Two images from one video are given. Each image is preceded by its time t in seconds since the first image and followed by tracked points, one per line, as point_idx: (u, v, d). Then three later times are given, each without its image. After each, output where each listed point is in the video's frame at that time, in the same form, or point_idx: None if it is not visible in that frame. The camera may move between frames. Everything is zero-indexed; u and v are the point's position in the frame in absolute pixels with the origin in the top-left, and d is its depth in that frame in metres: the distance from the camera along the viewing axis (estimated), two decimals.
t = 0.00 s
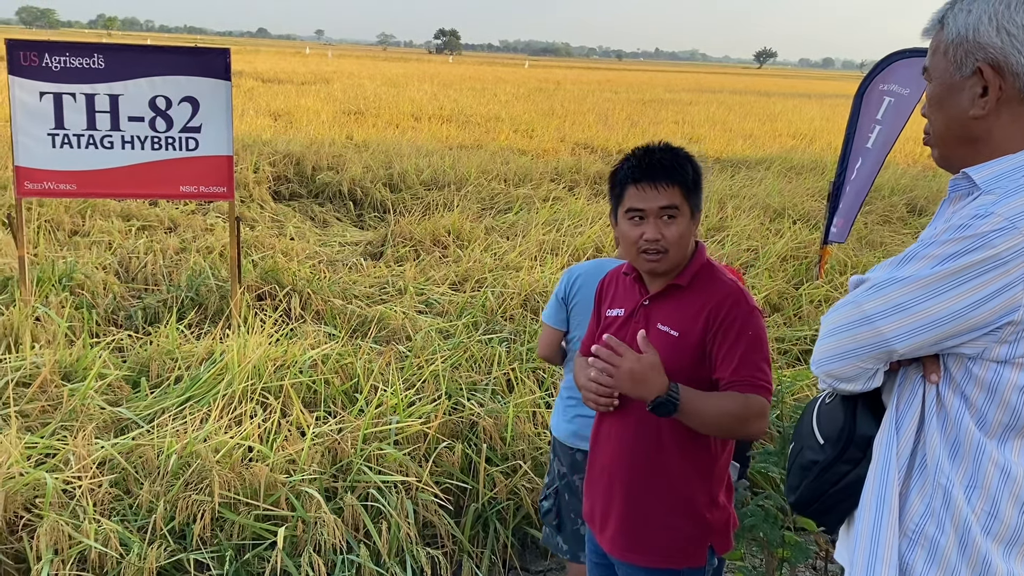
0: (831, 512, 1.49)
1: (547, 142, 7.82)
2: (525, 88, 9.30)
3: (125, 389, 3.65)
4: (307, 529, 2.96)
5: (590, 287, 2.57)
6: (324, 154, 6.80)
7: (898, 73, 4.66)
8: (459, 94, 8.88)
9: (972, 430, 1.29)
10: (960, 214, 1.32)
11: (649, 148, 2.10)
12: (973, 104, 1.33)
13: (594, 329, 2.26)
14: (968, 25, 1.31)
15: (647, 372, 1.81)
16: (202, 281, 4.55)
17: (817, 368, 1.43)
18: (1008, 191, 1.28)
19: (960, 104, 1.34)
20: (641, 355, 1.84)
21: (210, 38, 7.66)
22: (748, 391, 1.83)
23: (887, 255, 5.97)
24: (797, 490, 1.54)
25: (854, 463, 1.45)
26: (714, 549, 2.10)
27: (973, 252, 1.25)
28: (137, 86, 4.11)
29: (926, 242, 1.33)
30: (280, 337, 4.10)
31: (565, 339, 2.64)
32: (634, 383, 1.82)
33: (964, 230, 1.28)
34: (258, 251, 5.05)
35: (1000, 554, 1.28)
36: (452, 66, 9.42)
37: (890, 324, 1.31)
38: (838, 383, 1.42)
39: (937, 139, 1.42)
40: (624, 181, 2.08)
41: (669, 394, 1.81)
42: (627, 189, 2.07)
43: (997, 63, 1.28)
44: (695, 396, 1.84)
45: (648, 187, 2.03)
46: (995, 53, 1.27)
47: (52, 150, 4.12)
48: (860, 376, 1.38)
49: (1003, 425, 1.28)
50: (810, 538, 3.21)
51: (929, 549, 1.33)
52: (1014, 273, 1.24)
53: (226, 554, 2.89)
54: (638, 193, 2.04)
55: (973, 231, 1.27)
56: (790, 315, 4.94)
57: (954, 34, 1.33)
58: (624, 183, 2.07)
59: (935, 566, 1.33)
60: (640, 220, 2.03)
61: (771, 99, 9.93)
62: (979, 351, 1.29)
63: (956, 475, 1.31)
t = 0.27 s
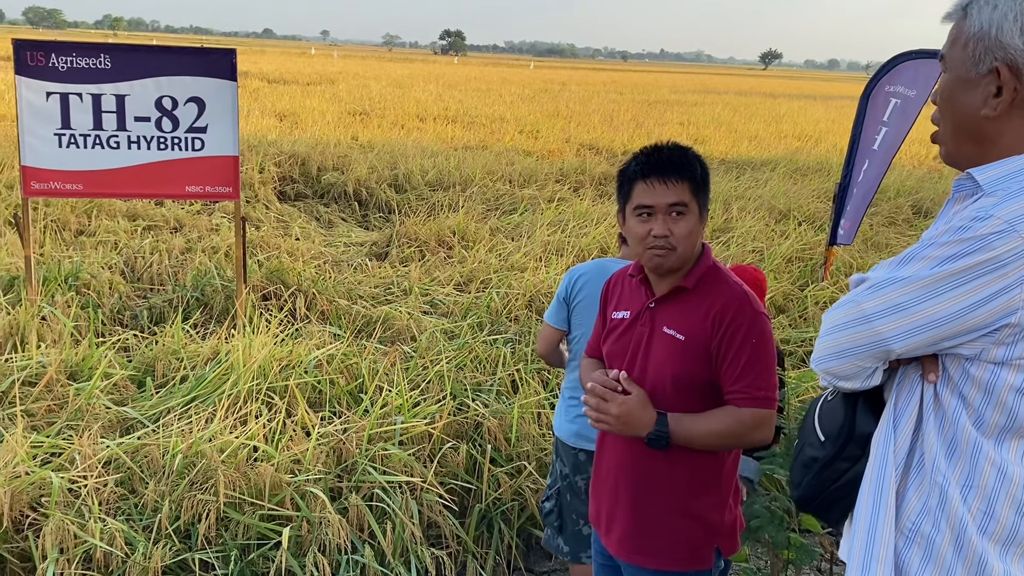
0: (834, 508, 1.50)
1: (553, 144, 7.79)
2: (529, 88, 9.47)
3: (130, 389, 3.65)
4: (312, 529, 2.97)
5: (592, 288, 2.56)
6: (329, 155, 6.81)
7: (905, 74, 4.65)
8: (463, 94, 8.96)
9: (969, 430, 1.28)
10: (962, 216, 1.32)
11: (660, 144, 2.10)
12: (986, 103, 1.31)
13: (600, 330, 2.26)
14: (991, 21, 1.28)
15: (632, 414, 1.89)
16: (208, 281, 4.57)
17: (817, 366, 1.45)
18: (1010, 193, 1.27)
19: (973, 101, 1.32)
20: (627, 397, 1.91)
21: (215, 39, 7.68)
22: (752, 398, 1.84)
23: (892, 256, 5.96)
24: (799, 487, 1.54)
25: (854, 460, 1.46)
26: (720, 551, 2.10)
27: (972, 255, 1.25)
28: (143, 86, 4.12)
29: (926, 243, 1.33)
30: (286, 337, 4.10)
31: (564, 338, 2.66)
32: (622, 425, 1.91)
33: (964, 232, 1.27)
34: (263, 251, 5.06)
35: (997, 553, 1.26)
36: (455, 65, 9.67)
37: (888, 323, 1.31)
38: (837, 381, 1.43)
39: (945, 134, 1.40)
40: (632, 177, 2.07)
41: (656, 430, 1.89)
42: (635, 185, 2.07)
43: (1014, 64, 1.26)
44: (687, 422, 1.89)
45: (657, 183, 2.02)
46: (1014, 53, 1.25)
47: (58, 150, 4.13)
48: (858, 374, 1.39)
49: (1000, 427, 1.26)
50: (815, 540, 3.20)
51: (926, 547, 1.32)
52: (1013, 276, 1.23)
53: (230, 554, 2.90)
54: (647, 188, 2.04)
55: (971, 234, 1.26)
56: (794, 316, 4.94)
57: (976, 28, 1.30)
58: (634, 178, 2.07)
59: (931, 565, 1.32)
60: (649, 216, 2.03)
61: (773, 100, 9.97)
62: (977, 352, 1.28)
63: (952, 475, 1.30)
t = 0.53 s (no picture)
0: (814, 495, 1.53)
1: (556, 144, 7.82)
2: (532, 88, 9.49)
3: (134, 388, 3.66)
4: (316, 529, 2.97)
5: (600, 287, 2.57)
6: (332, 155, 6.82)
7: (909, 75, 4.66)
8: (466, 95, 8.92)
9: (944, 433, 1.28)
10: (959, 223, 1.28)
11: (674, 137, 2.11)
12: (1005, 111, 1.27)
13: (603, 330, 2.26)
14: (1017, 24, 1.23)
15: (634, 408, 1.91)
16: (211, 281, 4.58)
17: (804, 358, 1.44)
18: (1008, 204, 1.24)
19: (993, 107, 1.28)
20: (629, 392, 1.93)
21: (220, 39, 7.69)
22: (755, 399, 1.84)
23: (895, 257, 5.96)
24: (783, 470, 1.57)
25: (836, 450, 1.48)
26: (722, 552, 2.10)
27: (962, 265, 1.22)
28: (148, 86, 4.13)
29: (921, 247, 1.30)
30: (289, 337, 4.11)
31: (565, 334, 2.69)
32: (624, 420, 1.92)
33: (958, 241, 1.24)
34: (267, 251, 5.07)
35: (960, 556, 1.25)
36: (459, 64, 9.83)
37: (874, 326, 1.30)
38: (823, 375, 1.43)
39: (960, 133, 1.36)
40: (647, 163, 2.08)
41: (656, 426, 1.91)
42: (648, 171, 2.07)
43: None
44: (687, 420, 1.90)
45: (670, 168, 2.03)
46: None
47: (62, 149, 4.14)
48: (843, 370, 1.39)
49: (976, 434, 1.26)
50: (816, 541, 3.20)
51: (890, 544, 1.32)
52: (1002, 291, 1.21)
53: (233, 553, 2.90)
54: (659, 174, 2.04)
55: (964, 244, 1.23)
56: (798, 317, 4.94)
57: (1002, 29, 1.25)
58: (648, 164, 2.08)
59: (893, 563, 1.31)
60: (659, 201, 2.03)
61: (779, 102, 9.92)
62: (959, 360, 1.27)
63: (924, 476, 1.30)
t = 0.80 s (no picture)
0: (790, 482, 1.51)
1: (557, 144, 7.85)
2: (535, 88, 9.50)
3: (135, 388, 3.67)
4: (316, 529, 2.97)
5: (604, 287, 2.57)
6: (334, 155, 6.82)
7: (910, 76, 4.66)
8: (468, 96, 8.93)
9: (909, 432, 1.28)
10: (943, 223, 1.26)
11: (677, 138, 2.11)
12: (1002, 121, 1.25)
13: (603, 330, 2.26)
14: (1010, 35, 1.20)
15: (633, 407, 1.91)
16: (212, 281, 4.59)
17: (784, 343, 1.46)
18: (992, 209, 1.21)
19: (989, 118, 1.26)
20: (631, 390, 1.93)
21: (221, 40, 7.70)
22: (755, 398, 1.84)
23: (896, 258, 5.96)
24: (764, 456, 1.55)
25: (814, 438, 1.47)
26: (721, 551, 2.09)
27: (935, 266, 1.21)
28: (149, 86, 4.13)
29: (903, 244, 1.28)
30: (289, 337, 4.11)
31: (568, 332, 2.68)
32: (624, 417, 1.92)
33: (936, 241, 1.22)
34: (268, 251, 5.07)
35: (913, 554, 1.25)
36: (460, 65, 9.90)
37: (846, 318, 1.30)
38: (801, 362, 1.43)
39: (961, 144, 1.34)
40: (649, 163, 2.09)
41: (656, 424, 1.91)
42: (650, 170, 2.08)
43: None
44: (687, 419, 1.90)
45: (671, 167, 2.03)
46: None
47: (64, 149, 4.15)
48: (819, 359, 1.40)
49: (940, 436, 1.25)
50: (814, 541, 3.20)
51: (851, 536, 1.34)
52: (972, 295, 1.18)
53: (234, 552, 2.90)
54: (662, 172, 2.05)
55: (940, 245, 1.21)
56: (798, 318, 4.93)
57: (995, 39, 1.22)
58: (651, 162, 2.08)
59: (851, 554, 1.34)
60: (660, 199, 2.03)
61: (779, 102, 9.94)
62: (927, 360, 1.26)
63: (887, 472, 1.31)
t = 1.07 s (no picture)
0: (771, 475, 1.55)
1: (557, 145, 7.86)
2: (535, 89, 9.51)
3: (134, 388, 3.67)
4: (315, 528, 2.96)
5: (602, 288, 2.57)
6: (334, 155, 6.83)
7: (909, 78, 4.66)
8: (468, 97, 8.94)
9: (885, 430, 1.28)
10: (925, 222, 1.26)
11: (676, 141, 2.11)
12: (993, 127, 1.24)
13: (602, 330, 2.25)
14: (998, 42, 1.20)
15: (631, 406, 1.91)
16: (212, 281, 4.59)
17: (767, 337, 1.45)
18: (973, 211, 1.21)
19: (981, 124, 1.25)
20: (628, 390, 1.93)
21: (221, 41, 7.71)
22: (752, 397, 1.84)
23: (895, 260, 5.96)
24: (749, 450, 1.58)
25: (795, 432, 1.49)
26: (717, 552, 2.09)
27: (913, 263, 1.20)
28: (148, 86, 4.14)
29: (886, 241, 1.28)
30: (288, 336, 4.12)
31: (568, 332, 2.68)
32: (622, 416, 1.92)
33: (917, 237, 1.22)
34: (268, 251, 5.08)
35: (882, 552, 1.26)
36: (460, 67, 9.91)
37: (824, 310, 1.30)
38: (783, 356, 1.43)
39: (956, 151, 1.33)
40: (647, 166, 2.09)
41: (653, 423, 1.90)
42: (647, 173, 2.08)
43: (1019, 89, 1.19)
44: (685, 419, 1.89)
45: (668, 170, 2.04)
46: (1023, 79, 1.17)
47: (64, 149, 4.15)
48: (800, 354, 1.39)
49: (915, 436, 1.25)
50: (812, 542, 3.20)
51: (824, 531, 1.34)
52: (949, 293, 1.18)
53: (232, 552, 2.90)
54: (658, 176, 2.05)
55: (920, 242, 1.21)
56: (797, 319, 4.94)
57: (985, 46, 1.22)
58: (648, 165, 2.08)
59: (824, 549, 1.33)
60: (656, 203, 2.04)
61: (779, 103, 9.94)
62: (905, 358, 1.26)
63: (861, 469, 1.31)
